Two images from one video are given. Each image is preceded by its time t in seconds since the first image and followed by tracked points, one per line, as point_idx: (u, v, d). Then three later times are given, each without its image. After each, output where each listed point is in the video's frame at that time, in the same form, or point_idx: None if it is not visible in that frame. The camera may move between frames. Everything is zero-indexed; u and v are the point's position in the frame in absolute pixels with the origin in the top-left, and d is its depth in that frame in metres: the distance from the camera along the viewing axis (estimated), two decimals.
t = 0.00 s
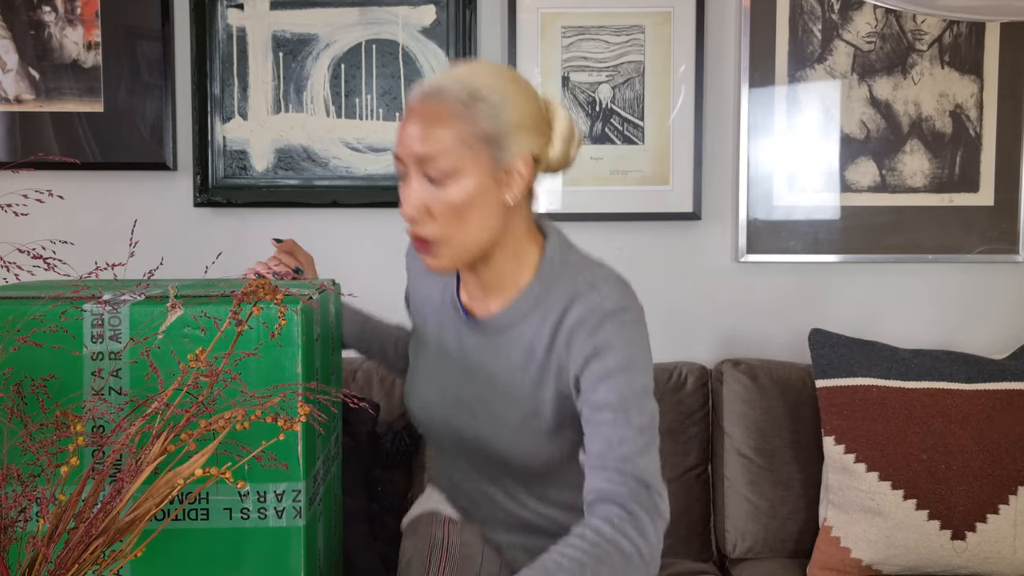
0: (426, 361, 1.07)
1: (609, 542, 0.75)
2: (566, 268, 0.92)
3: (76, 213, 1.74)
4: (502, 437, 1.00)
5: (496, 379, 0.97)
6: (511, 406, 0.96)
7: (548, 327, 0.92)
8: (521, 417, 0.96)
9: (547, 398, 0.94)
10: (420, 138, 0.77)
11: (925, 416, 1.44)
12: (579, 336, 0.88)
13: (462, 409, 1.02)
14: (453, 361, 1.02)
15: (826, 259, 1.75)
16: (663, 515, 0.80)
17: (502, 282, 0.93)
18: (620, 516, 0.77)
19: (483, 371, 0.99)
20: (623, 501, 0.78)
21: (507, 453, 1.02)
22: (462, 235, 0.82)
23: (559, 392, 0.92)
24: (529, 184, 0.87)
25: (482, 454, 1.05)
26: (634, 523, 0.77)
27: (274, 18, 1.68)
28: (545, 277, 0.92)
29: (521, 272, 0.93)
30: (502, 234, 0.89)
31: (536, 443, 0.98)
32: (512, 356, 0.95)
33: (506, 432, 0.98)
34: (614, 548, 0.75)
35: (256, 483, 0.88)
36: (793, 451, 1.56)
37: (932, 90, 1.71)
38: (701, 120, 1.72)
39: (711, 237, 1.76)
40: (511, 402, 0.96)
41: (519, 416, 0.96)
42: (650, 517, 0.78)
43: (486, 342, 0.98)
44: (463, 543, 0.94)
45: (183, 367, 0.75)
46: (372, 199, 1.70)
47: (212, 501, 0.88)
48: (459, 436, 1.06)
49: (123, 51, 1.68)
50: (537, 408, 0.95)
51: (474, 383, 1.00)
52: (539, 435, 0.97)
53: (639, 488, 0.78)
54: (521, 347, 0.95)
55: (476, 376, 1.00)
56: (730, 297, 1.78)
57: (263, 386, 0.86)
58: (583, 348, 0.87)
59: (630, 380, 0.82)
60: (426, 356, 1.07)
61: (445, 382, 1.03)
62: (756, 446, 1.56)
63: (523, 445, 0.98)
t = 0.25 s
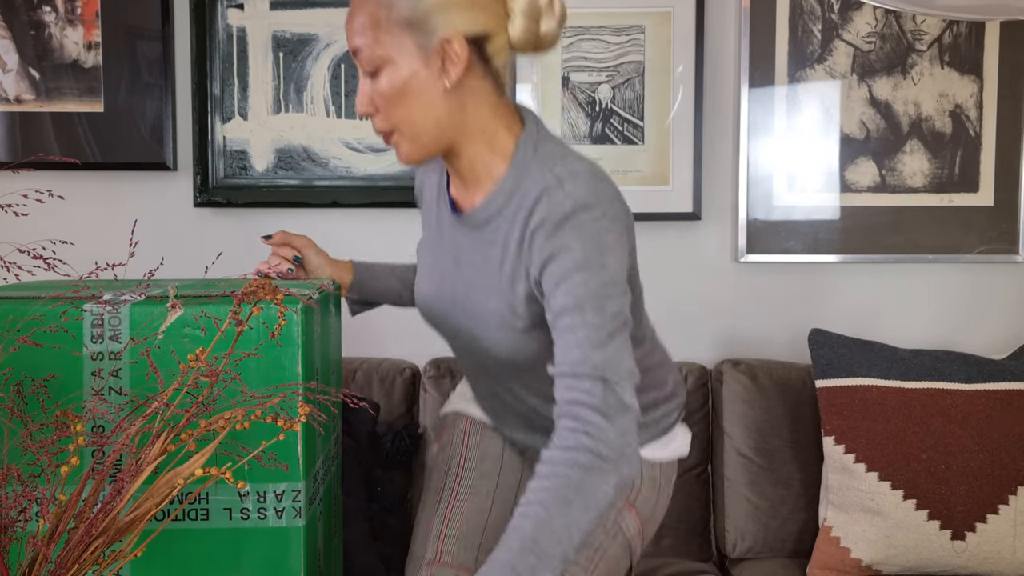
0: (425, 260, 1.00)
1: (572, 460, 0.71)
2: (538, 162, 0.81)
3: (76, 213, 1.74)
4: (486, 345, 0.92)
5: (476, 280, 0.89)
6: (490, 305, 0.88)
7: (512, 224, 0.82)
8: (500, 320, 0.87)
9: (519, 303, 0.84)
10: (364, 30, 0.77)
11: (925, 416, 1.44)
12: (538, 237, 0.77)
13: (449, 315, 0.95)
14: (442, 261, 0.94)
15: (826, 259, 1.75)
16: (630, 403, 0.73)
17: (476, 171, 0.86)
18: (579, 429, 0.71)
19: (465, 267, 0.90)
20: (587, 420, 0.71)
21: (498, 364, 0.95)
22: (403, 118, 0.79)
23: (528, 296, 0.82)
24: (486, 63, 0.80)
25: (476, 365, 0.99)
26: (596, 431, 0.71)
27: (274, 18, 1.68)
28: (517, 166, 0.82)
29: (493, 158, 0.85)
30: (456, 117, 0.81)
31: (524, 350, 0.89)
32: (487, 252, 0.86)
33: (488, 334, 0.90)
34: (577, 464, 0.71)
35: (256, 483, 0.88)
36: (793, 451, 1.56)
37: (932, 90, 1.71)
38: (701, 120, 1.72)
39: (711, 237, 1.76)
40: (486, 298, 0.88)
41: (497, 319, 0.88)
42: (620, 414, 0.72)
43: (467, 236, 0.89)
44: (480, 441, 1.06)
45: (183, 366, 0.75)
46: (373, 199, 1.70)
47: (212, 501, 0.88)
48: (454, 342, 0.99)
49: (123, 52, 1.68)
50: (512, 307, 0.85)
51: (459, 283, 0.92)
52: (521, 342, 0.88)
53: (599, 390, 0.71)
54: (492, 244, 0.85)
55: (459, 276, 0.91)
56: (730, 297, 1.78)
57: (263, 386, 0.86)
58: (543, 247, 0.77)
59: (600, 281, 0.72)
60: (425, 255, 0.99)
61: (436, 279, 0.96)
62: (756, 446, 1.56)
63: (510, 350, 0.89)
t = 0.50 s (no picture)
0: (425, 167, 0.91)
1: (614, 321, 0.61)
2: (531, 53, 0.75)
3: (76, 213, 1.74)
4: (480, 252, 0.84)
5: (472, 178, 0.80)
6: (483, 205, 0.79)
7: (511, 111, 0.74)
8: (494, 220, 0.79)
9: (517, 197, 0.76)
10: None
11: (925, 416, 1.44)
12: (536, 125, 0.70)
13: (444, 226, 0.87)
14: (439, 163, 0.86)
15: (826, 259, 1.75)
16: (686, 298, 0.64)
17: (468, 65, 0.79)
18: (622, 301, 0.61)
19: (460, 164, 0.82)
20: (637, 293, 0.61)
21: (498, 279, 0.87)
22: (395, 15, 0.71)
23: (526, 187, 0.74)
24: None
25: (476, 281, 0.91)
26: (644, 313, 0.61)
27: (274, 18, 1.68)
28: (511, 56, 0.76)
29: (487, 51, 0.78)
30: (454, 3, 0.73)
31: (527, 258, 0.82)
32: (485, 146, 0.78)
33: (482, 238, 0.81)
34: (620, 336, 0.61)
35: (256, 483, 0.88)
36: (793, 451, 1.56)
37: (932, 90, 1.71)
38: (701, 120, 1.72)
39: (711, 238, 1.76)
40: (481, 194, 0.79)
41: (492, 219, 0.79)
42: (677, 299, 0.63)
43: (465, 133, 0.81)
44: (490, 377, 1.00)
45: (183, 366, 0.75)
46: (373, 199, 1.70)
47: (211, 501, 0.88)
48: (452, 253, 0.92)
49: (123, 51, 1.68)
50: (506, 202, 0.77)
51: (453, 185, 0.83)
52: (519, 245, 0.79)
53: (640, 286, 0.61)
54: (490, 135, 0.77)
55: (455, 180, 0.83)
56: (730, 297, 1.78)
57: (262, 386, 0.87)
58: (546, 129, 0.69)
59: (611, 165, 0.64)
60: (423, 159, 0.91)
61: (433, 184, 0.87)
62: (756, 446, 1.56)
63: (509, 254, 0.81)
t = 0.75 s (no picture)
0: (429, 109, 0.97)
1: (587, 226, 0.79)
2: None
3: (76, 213, 1.74)
4: (496, 176, 0.89)
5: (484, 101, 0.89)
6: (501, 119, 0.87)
7: (522, 34, 0.86)
8: (512, 139, 0.87)
9: (531, 111, 0.85)
10: None
11: (925, 416, 1.44)
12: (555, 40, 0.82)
13: (455, 153, 0.92)
14: (441, 95, 0.94)
15: (826, 259, 1.75)
16: (651, 226, 0.81)
17: None
18: (597, 212, 0.79)
19: (468, 89, 0.91)
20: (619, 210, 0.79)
21: (512, 207, 0.92)
22: None
23: (540, 102, 0.85)
24: None
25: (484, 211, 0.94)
26: (615, 233, 0.79)
27: (274, 18, 1.68)
28: None
29: None
30: None
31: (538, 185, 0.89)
32: (495, 68, 0.88)
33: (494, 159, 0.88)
34: (587, 236, 0.79)
35: (256, 483, 0.88)
36: (793, 451, 1.56)
37: (932, 90, 1.71)
38: (701, 120, 1.72)
39: (711, 237, 1.76)
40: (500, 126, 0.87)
41: (509, 138, 0.87)
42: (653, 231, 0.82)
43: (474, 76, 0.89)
44: (482, 361, 1.03)
45: (182, 366, 0.74)
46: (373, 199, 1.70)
47: (211, 501, 0.88)
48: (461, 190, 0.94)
49: (123, 51, 1.68)
50: (526, 119, 0.86)
51: (465, 108, 0.91)
52: (530, 166, 0.87)
53: (626, 213, 0.79)
54: (503, 57, 0.87)
55: (467, 102, 0.91)
56: (730, 297, 1.78)
57: (262, 386, 0.86)
58: (556, 46, 0.81)
59: (610, 90, 0.79)
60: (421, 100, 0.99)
61: (440, 117, 0.94)
62: (756, 445, 1.56)
63: (517, 180, 0.89)
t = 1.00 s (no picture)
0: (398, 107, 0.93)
1: (541, 207, 0.78)
2: None
3: (76, 214, 1.74)
4: (469, 156, 0.87)
5: (456, 79, 0.87)
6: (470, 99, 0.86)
7: (495, 11, 0.85)
8: (486, 118, 0.85)
9: (503, 88, 0.84)
10: None
11: (925, 416, 1.44)
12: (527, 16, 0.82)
13: (426, 135, 0.88)
14: (409, 76, 0.91)
15: (826, 259, 1.75)
16: (608, 203, 0.79)
17: None
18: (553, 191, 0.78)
19: (438, 70, 0.88)
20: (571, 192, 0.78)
21: (487, 188, 0.89)
22: None
23: (511, 78, 0.84)
24: None
25: (457, 192, 0.91)
26: (569, 209, 0.78)
27: (274, 18, 1.68)
28: None
29: None
30: None
31: (511, 166, 0.88)
32: (467, 45, 0.86)
33: (465, 140, 0.86)
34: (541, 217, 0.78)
35: (256, 483, 0.88)
36: (793, 451, 1.56)
37: (932, 90, 1.71)
38: (701, 121, 1.72)
39: (711, 238, 1.76)
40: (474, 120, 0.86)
41: (483, 116, 0.85)
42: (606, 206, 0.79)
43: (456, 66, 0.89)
44: (455, 364, 0.99)
45: (183, 366, 0.74)
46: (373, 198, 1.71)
47: (212, 501, 0.88)
48: (431, 177, 0.91)
49: (124, 52, 1.68)
50: (499, 97, 0.84)
51: (435, 87, 0.88)
52: (504, 144, 0.86)
53: (583, 194, 0.77)
54: (475, 34, 0.86)
55: (438, 83, 0.88)
56: (729, 297, 1.78)
57: (262, 386, 0.87)
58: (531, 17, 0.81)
59: (581, 64, 0.78)
60: (387, 89, 0.95)
61: (406, 97, 0.90)
62: (756, 445, 1.56)
63: (490, 161, 0.87)
